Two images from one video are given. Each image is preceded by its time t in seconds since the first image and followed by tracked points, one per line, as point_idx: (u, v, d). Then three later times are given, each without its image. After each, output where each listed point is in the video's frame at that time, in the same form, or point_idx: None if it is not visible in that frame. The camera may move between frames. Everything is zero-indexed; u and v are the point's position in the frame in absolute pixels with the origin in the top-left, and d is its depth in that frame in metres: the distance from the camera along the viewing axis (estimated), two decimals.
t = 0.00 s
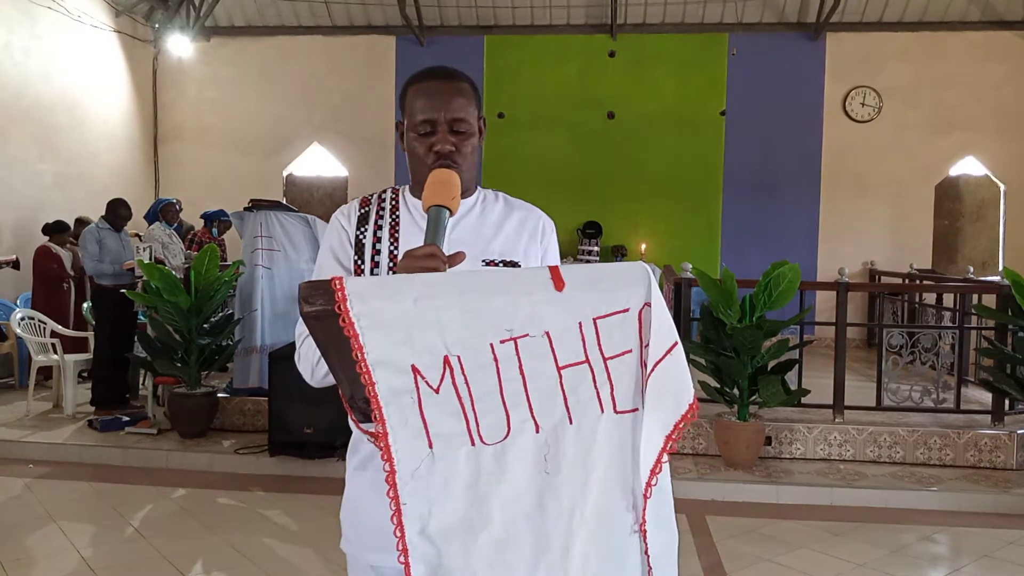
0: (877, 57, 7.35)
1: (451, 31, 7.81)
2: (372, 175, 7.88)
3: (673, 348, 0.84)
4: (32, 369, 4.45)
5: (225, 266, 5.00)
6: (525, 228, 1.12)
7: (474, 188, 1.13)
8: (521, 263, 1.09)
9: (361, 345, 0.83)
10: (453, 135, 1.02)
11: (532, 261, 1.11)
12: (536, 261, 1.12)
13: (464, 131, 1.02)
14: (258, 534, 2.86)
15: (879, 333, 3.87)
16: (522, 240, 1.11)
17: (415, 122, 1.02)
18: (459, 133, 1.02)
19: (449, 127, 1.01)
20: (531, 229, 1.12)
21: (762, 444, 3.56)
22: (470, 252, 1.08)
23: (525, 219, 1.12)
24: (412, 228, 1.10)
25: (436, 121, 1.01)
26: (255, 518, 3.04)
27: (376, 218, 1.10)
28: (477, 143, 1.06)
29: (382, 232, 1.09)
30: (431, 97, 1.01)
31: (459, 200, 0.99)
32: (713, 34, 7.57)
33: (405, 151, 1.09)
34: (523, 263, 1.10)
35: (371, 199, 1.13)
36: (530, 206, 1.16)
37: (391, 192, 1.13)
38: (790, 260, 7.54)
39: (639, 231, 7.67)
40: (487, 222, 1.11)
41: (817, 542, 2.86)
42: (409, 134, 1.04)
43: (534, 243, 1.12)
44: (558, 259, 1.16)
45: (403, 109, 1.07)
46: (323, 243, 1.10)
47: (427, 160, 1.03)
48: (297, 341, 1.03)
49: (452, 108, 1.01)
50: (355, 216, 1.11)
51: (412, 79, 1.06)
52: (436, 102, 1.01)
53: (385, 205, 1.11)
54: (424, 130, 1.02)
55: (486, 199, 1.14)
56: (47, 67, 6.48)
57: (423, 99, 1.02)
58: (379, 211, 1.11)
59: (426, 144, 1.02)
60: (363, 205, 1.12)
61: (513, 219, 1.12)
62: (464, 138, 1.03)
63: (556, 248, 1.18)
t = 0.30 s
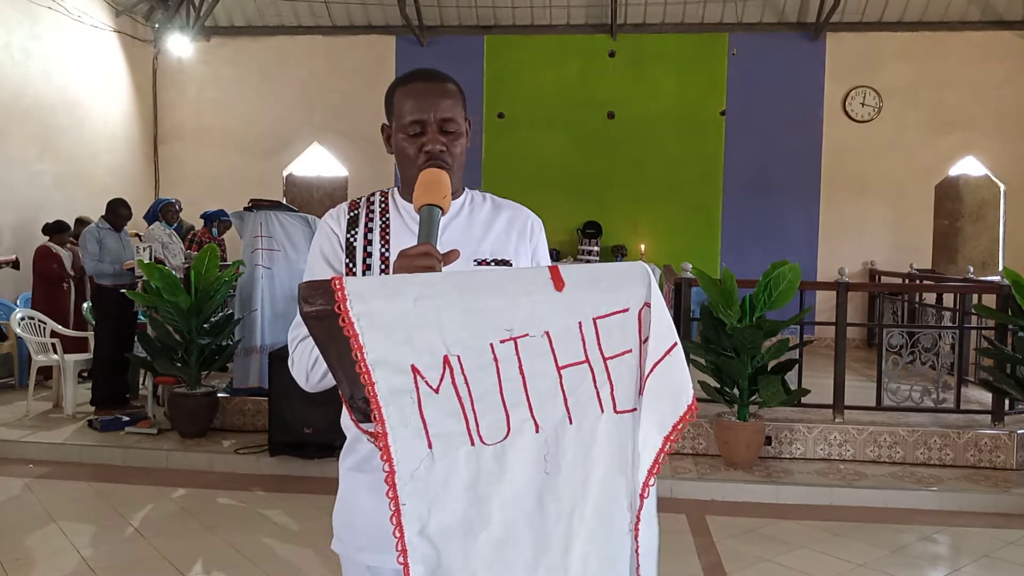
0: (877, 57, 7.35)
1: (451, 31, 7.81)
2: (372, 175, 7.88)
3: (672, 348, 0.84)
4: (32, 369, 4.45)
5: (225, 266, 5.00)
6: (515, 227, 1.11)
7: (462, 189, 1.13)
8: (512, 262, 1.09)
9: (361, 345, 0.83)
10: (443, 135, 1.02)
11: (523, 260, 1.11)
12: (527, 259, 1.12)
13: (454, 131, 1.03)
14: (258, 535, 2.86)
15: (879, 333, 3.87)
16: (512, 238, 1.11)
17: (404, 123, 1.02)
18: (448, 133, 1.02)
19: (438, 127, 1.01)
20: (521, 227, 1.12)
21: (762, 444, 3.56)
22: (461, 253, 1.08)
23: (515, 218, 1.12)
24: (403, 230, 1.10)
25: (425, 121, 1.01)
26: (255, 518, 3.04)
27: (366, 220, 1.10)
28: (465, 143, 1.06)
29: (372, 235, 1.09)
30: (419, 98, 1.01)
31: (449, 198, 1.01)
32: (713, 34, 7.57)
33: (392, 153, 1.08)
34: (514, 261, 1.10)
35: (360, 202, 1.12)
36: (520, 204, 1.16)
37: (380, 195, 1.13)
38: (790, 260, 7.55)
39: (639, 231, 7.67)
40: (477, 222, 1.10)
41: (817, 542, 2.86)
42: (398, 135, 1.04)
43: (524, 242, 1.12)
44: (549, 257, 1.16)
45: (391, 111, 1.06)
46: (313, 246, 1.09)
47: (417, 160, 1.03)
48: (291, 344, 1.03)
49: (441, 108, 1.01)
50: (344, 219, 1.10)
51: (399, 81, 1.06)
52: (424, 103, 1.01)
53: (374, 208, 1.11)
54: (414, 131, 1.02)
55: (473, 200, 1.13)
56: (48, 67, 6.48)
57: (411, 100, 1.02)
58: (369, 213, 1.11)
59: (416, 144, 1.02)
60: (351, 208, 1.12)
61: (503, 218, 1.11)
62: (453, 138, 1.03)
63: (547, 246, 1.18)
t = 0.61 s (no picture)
0: (877, 57, 7.35)
1: (451, 31, 7.81)
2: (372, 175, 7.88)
3: (672, 350, 0.88)
4: (32, 369, 4.45)
5: (225, 266, 5.01)
6: (515, 223, 1.12)
7: (461, 188, 1.13)
8: (514, 258, 1.09)
9: (361, 345, 0.83)
10: (440, 133, 1.02)
11: (525, 257, 1.11)
12: (528, 256, 1.12)
13: (450, 128, 1.03)
14: (258, 535, 2.86)
15: (879, 333, 3.87)
16: (513, 235, 1.10)
17: (400, 123, 1.02)
18: (445, 131, 1.02)
19: (435, 125, 1.01)
20: (521, 224, 1.12)
21: (762, 444, 3.56)
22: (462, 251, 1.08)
23: (514, 215, 1.12)
24: (403, 230, 1.10)
25: (421, 120, 1.01)
26: (255, 518, 3.04)
27: (366, 221, 1.10)
28: (462, 141, 1.06)
29: (373, 235, 1.09)
30: (413, 98, 1.01)
31: (451, 196, 1.00)
32: (713, 34, 7.57)
33: (389, 156, 1.08)
34: (515, 258, 1.10)
35: (360, 204, 1.13)
36: (519, 201, 1.16)
37: (379, 196, 1.13)
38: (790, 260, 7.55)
39: (639, 231, 7.67)
40: (477, 219, 1.11)
41: (817, 542, 2.86)
42: (394, 135, 1.03)
43: (525, 238, 1.12)
44: (551, 254, 1.16)
45: (386, 113, 1.06)
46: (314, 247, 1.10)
47: (415, 159, 1.02)
48: (295, 346, 1.03)
49: (436, 107, 1.01)
50: (345, 221, 1.10)
51: (391, 83, 1.06)
52: (419, 101, 1.01)
53: (374, 208, 1.11)
54: (410, 130, 1.02)
55: (473, 199, 1.13)
56: (47, 66, 6.48)
57: (405, 100, 1.02)
58: (369, 214, 1.11)
59: (413, 144, 1.02)
60: (352, 210, 1.12)
61: (502, 216, 1.12)
62: (450, 135, 1.03)
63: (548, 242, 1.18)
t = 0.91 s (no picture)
0: (877, 57, 7.35)
1: (451, 31, 7.81)
2: (372, 175, 7.88)
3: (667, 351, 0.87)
4: (32, 369, 4.45)
5: (225, 266, 5.01)
6: (534, 224, 1.12)
7: (480, 186, 1.13)
8: (533, 258, 1.09)
9: (362, 344, 0.83)
10: (454, 124, 1.02)
11: (544, 257, 1.11)
12: (547, 256, 1.12)
13: (465, 119, 1.03)
14: (258, 535, 2.86)
15: (879, 333, 3.87)
16: (532, 234, 1.11)
17: (416, 115, 1.03)
18: (459, 122, 1.03)
19: (449, 116, 1.02)
20: (540, 223, 1.12)
21: (762, 444, 3.56)
22: (481, 250, 1.08)
23: (533, 215, 1.13)
24: (420, 225, 1.10)
25: (436, 111, 1.02)
26: (254, 518, 3.04)
27: (385, 220, 1.10)
28: (478, 133, 1.06)
29: (392, 233, 1.09)
30: (429, 89, 1.02)
31: (468, 190, 0.99)
32: (714, 34, 7.56)
33: (408, 150, 1.09)
34: (535, 258, 1.10)
35: (379, 202, 1.13)
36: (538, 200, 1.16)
37: (398, 195, 1.14)
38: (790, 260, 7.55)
39: (639, 231, 7.67)
40: (495, 218, 1.11)
41: (817, 542, 2.86)
42: (411, 128, 1.04)
43: (544, 238, 1.12)
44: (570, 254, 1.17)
45: (403, 108, 1.07)
46: (333, 246, 1.11)
47: (430, 150, 1.03)
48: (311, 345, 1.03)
49: (451, 98, 1.02)
50: (364, 219, 1.11)
51: (409, 78, 1.07)
52: (435, 93, 1.02)
53: (393, 207, 1.12)
54: (425, 121, 1.02)
55: (492, 197, 1.14)
56: (47, 66, 6.48)
57: (422, 92, 1.02)
58: (388, 213, 1.11)
59: (428, 135, 1.03)
60: (370, 208, 1.12)
61: (520, 215, 1.12)
62: (465, 126, 1.03)
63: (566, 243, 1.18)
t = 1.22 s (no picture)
0: (877, 57, 7.35)
1: (451, 31, 7.81)
2: (372, 175, 7.88)
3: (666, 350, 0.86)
4: (32, 369, 4.45)
5: (225, 266, 5.02)
6: (557, 227, 1.12)
7: (503, 187, 1.14)
8: (554, 260, 1.09)
9: (362, 344, 0.83)
10: (477, 128, 1.02)
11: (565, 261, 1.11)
12: (569, 260, 1.12)
13: (488, 124, 1.03)
14: (258, 535, 2.86)
15: (879, 333, 3.87)
16: (554, 238, 1.11)
17: (440, 117, 1.03)
18: (482, 126, 1.03)
19: (472, 120, 1.02)
20: (562, 227, 1.13)
21: (762, 444, 3.56)
22: (502, 250, 1.08)
23: (556, 218, 1.13)
24: (442, 224, 1.11)
25: (460, 114, 1.02)
26: (254, 518, 3.04)
27: (407, 219, 1.11)
28: (502, 137, 1.06)
29: (413, 232, 1.10)
30: (454, 92, 1.02)
31: (486, 193, 0.99)
32: (713, 34, 7.57)
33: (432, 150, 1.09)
34: (556, 260, 1.10)
35: (402, 200, 1.14)
36: (562, 204, 1.17)
37: (421, 193, 1.14)
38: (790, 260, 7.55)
39: (639, 232, 7.67)
40: (518, 220, 1.12)
41: (816, 542, 2.86)
42: (435, 130, 1.04)
43: (566, 241, 1.12)
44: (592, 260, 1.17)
45: (429, 108, 1.07)
46: (356, 243, 1.12)
47: (451, 153, 1.03)
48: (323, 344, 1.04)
49: (475, 101, 1.01)
50: (386, 217, 1.12)
51: (437, 78, 1.06)
52: (460, 95, 1.02)
53: (416, 206, 1.13)
54: (449, 124, 1.02)
55: (515, 199, 1.14)
56: (47, 66, 6.48)
57: (448, 93, 1.02)
58: (410, 212, 1.12)
59: (451, 138, 1.03)
60: (394, 206, 1.13)
61: (544, 217, 1.12)
62: (488, 131, 1.03)
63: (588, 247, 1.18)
